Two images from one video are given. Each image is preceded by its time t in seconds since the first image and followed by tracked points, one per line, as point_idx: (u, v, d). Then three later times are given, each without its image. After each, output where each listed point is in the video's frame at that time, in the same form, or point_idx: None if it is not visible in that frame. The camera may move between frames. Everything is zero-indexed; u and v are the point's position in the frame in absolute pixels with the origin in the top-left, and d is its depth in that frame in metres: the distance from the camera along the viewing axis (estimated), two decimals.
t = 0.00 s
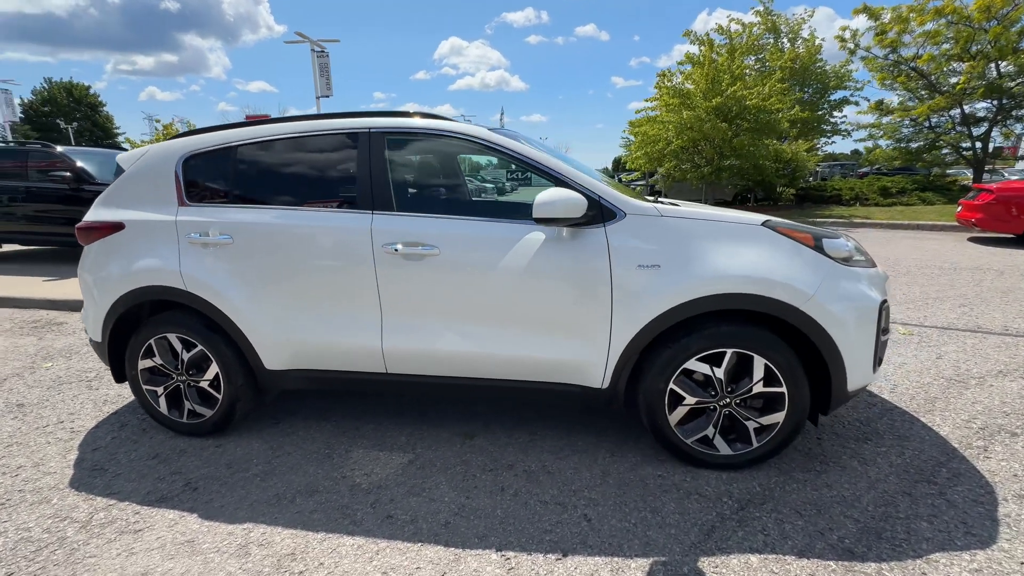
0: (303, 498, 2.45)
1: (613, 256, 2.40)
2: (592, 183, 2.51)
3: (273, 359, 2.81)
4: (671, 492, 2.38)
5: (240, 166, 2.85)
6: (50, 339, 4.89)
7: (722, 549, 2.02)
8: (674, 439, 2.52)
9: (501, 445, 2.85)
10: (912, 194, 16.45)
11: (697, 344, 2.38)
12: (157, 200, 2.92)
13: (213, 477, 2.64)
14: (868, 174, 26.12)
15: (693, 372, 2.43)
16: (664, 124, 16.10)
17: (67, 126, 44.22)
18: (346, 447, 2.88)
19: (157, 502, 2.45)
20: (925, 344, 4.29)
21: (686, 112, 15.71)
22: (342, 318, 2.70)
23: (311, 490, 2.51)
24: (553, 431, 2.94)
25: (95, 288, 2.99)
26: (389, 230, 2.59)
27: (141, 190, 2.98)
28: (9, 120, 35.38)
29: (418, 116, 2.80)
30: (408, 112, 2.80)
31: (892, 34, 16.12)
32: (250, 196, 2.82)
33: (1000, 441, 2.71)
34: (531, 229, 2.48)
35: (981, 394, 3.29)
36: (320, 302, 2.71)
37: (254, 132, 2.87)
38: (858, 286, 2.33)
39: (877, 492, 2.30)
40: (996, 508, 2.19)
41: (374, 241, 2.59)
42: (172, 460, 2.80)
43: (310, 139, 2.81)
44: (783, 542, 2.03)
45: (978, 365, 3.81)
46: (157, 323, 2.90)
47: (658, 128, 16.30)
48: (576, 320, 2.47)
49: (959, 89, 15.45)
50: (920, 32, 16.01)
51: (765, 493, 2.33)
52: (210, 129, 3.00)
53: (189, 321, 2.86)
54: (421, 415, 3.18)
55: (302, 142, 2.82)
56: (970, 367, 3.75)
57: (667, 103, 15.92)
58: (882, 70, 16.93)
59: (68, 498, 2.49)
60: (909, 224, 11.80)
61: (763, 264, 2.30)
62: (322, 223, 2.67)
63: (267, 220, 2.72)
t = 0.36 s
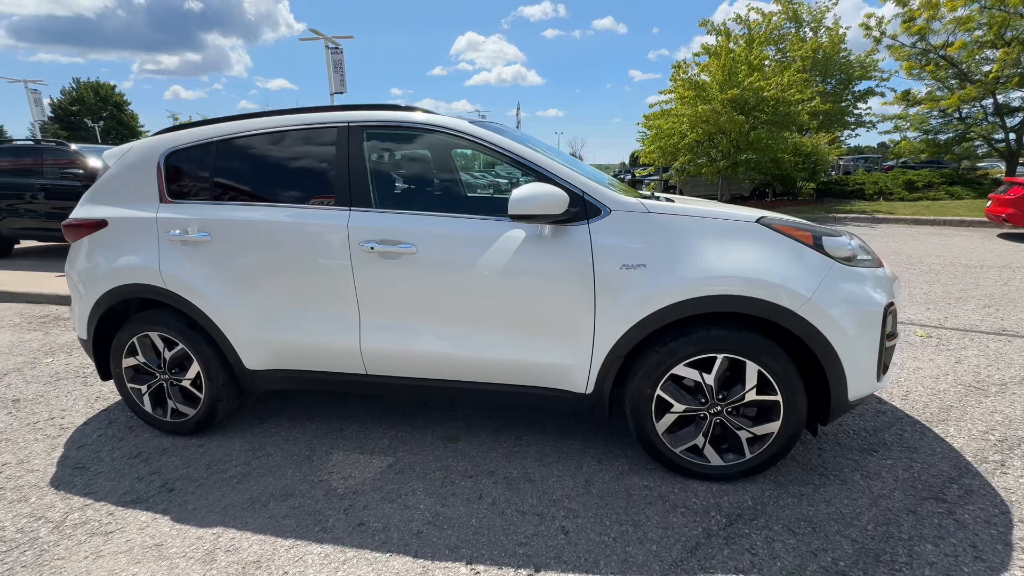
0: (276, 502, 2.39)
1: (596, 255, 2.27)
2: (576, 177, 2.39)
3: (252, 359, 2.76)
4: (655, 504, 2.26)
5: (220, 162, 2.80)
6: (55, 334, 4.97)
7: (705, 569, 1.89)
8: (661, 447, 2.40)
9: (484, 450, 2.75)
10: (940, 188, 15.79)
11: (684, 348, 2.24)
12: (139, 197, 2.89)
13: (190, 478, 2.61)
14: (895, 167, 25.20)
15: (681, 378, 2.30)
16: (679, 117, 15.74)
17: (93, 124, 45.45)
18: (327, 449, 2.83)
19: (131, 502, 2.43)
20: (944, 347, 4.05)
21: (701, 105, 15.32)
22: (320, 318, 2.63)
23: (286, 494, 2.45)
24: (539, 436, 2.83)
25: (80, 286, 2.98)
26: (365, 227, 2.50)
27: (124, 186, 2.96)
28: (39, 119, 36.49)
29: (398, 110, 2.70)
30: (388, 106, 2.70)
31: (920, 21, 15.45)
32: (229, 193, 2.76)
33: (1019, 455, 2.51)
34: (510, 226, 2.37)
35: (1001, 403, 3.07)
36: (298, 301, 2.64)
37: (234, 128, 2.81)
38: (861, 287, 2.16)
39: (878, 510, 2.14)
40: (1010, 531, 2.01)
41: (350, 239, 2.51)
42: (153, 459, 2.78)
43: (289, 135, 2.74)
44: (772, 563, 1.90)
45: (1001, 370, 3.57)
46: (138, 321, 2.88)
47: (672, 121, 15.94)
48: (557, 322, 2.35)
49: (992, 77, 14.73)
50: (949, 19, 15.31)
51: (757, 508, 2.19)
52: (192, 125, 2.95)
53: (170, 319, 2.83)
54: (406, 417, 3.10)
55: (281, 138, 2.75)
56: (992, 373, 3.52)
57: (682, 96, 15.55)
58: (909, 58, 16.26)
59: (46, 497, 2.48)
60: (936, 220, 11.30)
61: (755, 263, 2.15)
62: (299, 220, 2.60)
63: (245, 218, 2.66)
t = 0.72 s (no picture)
0: (255, 503, 2.39)
1: (577, 257, 2.18)
2: (560, 176, 2.30)
3: (238, 359, 2.77)
4: (637, 517, 2.17)
5: (207, 162, 2.80)
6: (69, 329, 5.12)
7: None
8: (645, 457, 2.30)
9: (468, 455, 2.70)
10: (975, 184, 15.07)
11: (669, 355, 2.15)
12: (132, 197, 2.92)
13: (176, 476, 2.63)
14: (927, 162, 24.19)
15: (667, 386, 2.20)
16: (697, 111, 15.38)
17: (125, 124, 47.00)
18: (312, 450, 2.82)
19: (116, 499, 2.46)
20: (965, 353, 3.83)
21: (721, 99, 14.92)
22: (303, 320, 2.61)
23: (266, 495, 2.45)
24: (525, 441, 2.77)
25: (77, 284, 3.03)
26: (346, 227, 2.46)
27: (118, 186, 2.99)
28: (74, 119, 37.91)
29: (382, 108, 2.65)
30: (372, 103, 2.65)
31: (956, 8, 14.72)
32: (215, 193, 2.76)
33: None
34: (490, 227, 2.29)
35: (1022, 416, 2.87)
36: (281, 302, 2.62)
37: (221, 127, 2.80)
38: (859, 292, 2.02)
39: (875, 531, 2.01)
40: (1019, 558, 1.86)
41: (331, 240, 2.48)
42: (143, 456, 2.82)
43: (274, 134, 2.71)
44: None
45: None
46: (130, 319, 2.91)
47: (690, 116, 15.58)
48: (538, 326, 2.27)
49: None
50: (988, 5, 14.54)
51: (743, 524, 2.09)
52: (182, 125, 2.96)
53: (161, 318, 2.85)
54: (394, 418, 3.07)
55: (266, 137, 2.73)
56: (1015, 383, 3.30)
57: (701, 90, 15.16)
58: (943, 48, 15.52)
59: (37, 492, 2.53)
60: (969, 217, 10.77)
61: (743, 267, 2.03)
62: (282, 220, 2.58)
63: (230, 218, 2.66)
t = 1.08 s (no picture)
0: (233, 497, 2.45)
1: (544, 259, 2.17)
2: (531, 178, 2.29)
3: (224, 356, 2.84)
4: (603, 521, 2.16)
5: (195, 164, 2.88)
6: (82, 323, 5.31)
7: None
8: (615, 461, 2.29)
9: (445, 454, 2.72)
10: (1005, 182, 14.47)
11: (636, 359, 2.13)
12: (126, 197, 3.02)
13: (162, 469, 2.71)
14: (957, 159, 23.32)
15: (635, 390, 2.18)
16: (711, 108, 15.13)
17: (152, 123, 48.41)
18: (294, 446, 2.87)
19: (103, 490, 2.55)
20: (969, 360, 3.70)
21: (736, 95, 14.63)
22: (283, 319, 2.66)
23: (244, 489, 2.51)
24: (502, 442, 2.77)
25: (75, 281, 3.14)
26: (323, 228, 2.50)
27: (114, 187, 3.09)
28: (104, 119, 39.16)
29: (360, 110, 2.68)
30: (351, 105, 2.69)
31: None
32: (202, 194, 2.83)
33: None
34: (461, 229, 2.30)
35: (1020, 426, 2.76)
36: (262, 301, 2.68)
37: (209, 129, 2.87)
38: (831, 297, 1.96)
39: (844, 543, 1.96)
40: None
41: (308, 241, 2.52)
42: (134, 448, 2.91)
43: (258, 136, 2.77)
44: None
45: None
46: (123, 316, 3.01)
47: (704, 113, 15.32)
48: (507, 327, 2.27)
49: None
50: None
51: (709, 531, 2.06)
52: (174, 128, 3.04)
53: (151, 315, 2.94)
54: (377, 416, 3.11)
55: (250, 140, 2.78)
56: (1018, 392, 3.17)
57: (716, 86, 14.91)
58: (972, 40, 14.92)
59: (31, 480, 2.64)
60: (995, 218, 10.36)
61: (709, 270, 2.00)
62: (262, 221, 2.63)
63: (214, 218, 2.72)
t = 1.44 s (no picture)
0: (212, 491, 2.53)
1: (510, 263, 2.18)
2: (501, 183, 2.30)
3: (211, 354, 2.93)
4: (565, 526, 2.16)
5: (185, 167, 2.97)
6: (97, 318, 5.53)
7: None
8: (582, 465, 2.29)
9: (421, 454, 2.76)
10: None
11: (600, 365, 2.12)
12: (123, 199, 3.13)
13: (150, 461, 2.81)
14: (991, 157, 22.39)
15: (600, 396, 2.17)
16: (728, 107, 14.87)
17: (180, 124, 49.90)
18: (277, 443, 2.94)
19: (93, 480, 2.66)
20: (971, 369, 3.56)
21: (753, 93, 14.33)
22: (264, 319, 2.73)
23: (224, 483, 2.58)
24: (478, 444, 2.79)
25: (77, 279, 3.28)
26: (300, 231, 2.56)
27: (112, 189, 3.21)
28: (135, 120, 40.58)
29: (341, 114, 2.72)
30: (331, 110, 2.74)
31: None
32: (192, 196, 2.92)
33: (1009, 505, 2.16)
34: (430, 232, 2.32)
35: (1014, 441, 2.65)
36: (245, 301, 2.75)
37: (199, 134, 2.96)
38: (796, 305, 1.92)
39: (807, 556, 1.92)
40: None
41: (287, 243, 2.58)
42: (127, 441, 3.03)
43: (243, 140, 2.84)
44: None
45: None
46: (118, 313, 3.12)
47: (721, 111, 15.06)
48: (475, 330, 2.29)
49: None
50: None
51: (670, 540, 2.04)
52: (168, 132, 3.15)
53: (144, 313, 3.04)
54: (361, 415, 3.17)
55: (236, 143, 2.86)
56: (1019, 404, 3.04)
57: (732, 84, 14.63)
58: (1006, 33, 14.28)
59: (29, 469, 2.77)
60: None
61: (672, 277, 1.99)
62: (245, 223, 2.70)
63: (201, 220, 2.81)
